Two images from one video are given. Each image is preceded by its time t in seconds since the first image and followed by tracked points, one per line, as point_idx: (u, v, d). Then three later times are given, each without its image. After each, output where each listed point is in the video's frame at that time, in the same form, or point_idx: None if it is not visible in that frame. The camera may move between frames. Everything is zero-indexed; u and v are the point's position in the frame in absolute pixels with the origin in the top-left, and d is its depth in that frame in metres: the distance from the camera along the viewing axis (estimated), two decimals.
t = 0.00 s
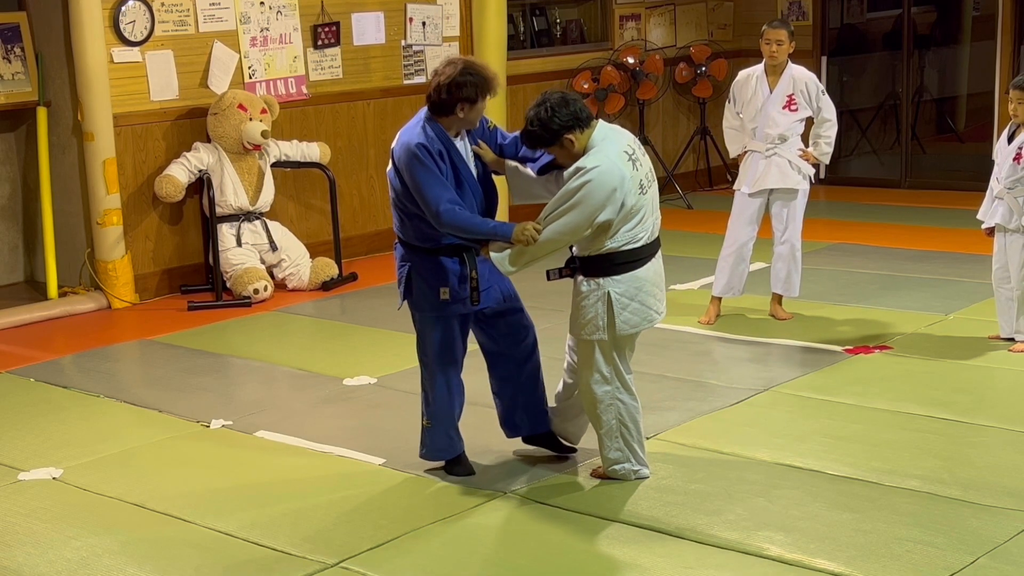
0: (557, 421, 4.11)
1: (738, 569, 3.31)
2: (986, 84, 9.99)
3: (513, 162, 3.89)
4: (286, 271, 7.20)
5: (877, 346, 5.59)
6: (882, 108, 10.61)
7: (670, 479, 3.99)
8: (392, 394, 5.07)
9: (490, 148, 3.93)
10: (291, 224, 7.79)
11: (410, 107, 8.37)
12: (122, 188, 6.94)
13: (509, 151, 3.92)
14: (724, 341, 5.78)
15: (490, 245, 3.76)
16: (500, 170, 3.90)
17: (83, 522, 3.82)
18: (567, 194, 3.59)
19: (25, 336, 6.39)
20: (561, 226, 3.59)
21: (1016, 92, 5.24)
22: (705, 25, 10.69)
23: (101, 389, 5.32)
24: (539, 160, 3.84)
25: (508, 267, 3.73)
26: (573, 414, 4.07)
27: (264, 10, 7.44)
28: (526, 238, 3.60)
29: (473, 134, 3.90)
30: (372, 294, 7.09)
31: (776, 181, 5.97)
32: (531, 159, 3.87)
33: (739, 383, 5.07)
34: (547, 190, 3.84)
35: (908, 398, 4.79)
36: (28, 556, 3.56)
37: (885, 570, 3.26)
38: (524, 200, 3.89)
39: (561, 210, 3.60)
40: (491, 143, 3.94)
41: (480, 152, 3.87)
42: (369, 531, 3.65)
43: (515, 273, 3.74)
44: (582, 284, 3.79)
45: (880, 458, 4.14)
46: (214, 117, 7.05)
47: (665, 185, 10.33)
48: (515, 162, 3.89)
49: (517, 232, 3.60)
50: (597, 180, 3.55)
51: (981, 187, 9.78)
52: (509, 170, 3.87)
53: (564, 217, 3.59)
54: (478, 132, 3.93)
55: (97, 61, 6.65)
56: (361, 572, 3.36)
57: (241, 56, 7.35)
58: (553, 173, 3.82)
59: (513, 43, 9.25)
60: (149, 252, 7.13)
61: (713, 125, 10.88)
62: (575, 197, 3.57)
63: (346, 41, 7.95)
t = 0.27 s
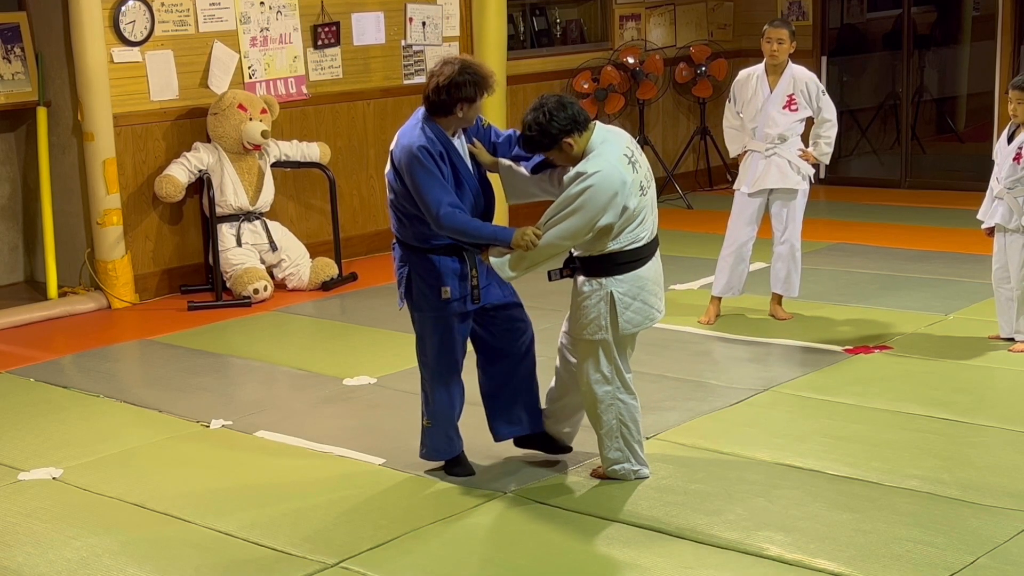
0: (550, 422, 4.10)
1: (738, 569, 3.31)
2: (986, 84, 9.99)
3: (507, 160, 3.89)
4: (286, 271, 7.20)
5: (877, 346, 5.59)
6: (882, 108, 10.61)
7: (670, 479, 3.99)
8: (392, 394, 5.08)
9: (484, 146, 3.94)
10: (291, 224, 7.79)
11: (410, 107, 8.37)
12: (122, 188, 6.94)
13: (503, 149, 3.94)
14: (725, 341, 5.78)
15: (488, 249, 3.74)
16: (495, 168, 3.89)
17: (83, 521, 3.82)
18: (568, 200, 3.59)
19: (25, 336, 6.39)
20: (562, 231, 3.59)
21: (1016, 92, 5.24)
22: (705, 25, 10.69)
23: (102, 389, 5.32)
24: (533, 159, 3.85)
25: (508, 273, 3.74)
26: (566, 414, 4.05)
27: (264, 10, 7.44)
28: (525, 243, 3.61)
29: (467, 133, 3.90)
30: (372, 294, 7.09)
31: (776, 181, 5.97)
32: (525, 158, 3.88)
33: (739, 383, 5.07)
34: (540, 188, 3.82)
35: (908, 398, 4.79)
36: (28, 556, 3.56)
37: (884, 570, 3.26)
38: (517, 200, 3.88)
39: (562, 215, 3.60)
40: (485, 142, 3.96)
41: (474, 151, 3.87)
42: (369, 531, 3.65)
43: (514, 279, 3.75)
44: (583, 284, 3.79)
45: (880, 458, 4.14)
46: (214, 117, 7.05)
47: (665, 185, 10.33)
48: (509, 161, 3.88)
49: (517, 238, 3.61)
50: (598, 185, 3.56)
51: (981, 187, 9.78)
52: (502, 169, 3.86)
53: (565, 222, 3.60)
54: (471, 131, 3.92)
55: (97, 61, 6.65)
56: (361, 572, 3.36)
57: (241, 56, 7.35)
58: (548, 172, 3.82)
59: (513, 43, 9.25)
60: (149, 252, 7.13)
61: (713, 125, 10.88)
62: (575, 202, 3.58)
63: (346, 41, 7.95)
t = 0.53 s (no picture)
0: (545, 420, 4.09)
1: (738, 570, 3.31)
2: (986, 84, 9.99)
3: (502, 159, 3.89)
4: (286, 271, 7.20)
5: (877, 346, 5.59)
6: (882, 108, 10.61)
7: (670, 479, 3.99)
8: (393, 394, 5.08)
9: (480, 145, 3.93)
10: (291, 224, 7.79)
11: (410, 107, 8.37)
12: (122, 188, 6.94)
13: (499, 149, 3.94)
14: (725, 341, 5.78)
15: (488, 251, 3.72)
16: (491, 167, 3.88)
17: (83, 522, 3.82)
18: (567, 201, 3.59)
19: (25, 336, 6.39)
20: (562, 233, 3.59)
21: (1016, 92, 5.24)
22: (705, 25, 10.69)
23: (102, 389, 5.32)
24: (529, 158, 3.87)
25: (507, 275, 3.70)
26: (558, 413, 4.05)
27: (264, 10, 7.44)
28: (523, 245, 3.61)
29: (464, 132, 3.89)
30: (372, 294, 7.09)
31: (776, 181, 5.97)
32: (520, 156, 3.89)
33: (739, 383, 5.07)
34: (536, 186, 3.85)
35: (908, 398, 4.79)
36: (28, 556, 3.56)
37: (884, 570, 3.26)
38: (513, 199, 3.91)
39: (561, 217, 3.60)
40: (481, 141, 3.94)
41: (472, 151, 3.87)
42: (369, 531, 3.65)
43: (513, 281, 3.73)
44: (583, 285, 3.79)
45: (880, 459, 4.14)
46: (214, 117, 7.05)
47: (665, 185, 10.33)
48: (505, 161, 3.89)
49: (516, 239, 3.61)
50: (597, 187, 3.56)
51: (981, 187, 9.77)
52: (498, 167, 3.87)
53: (565, 223, 3.60)
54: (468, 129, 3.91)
55: (97, 61, 6.64)
56: (361, 572, 3.36)
57: (241, 56, 7.35)
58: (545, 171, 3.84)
59: (513, 43, 9.25)
60: (149, 252, 7.13)
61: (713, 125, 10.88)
62: (575, 204, 3.58)
63: (346, 41, 7.95)
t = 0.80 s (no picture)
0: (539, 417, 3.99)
1: (739, 570, 3.31)
2: (986, 84, 9.98)
3: (499, 161, 3.88)
4: (286, 271, 7.20)
5: (877, 346, 5.59)
6: (882, 108, 10.61)
7: (670, 479, 3.99)
8: (392, 394, 5.07)
9: (478, 145, 3.91)
10: (290, 224, 7.79)
11: (410, 107, 8.37)
12: (122, 188, 6.94)
13: (496, 150, 3.93)
14: (725, 341, 5.77)
15: (488, 249, 3.69)
16: (487, 168, 3.87)
17: (83, 522, 3.82)
18: (565, 201, 3.59)
19: (25, 336, 6.39)
20: (560, 232, 3.59)
21: (1016, 92, 5.24)
22: (705, 25, 10.69)
23: (102, 389, 5.32)
24: (526, 159, 3.86)
25: (507, 273, 3.70)
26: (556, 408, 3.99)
27: (264, 10, 7.44)
28: (522, 243, 3.60)
29: (462, 132, 3.87)
30: (372, 294, 7.08)
31: (776, 181, 5.97)
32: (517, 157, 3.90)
33: (739, 383, 5.07)
34: (533, 187, 3.85)
35: (908, 398, 4.79)
36: (28, 556, 3.56)
37: (884, 570, 3.26)
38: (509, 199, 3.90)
39: (560, 216, 3.60)
40: (479, 141, 3.92)
41: (469, 152, 3.85)
42: (369, 531, 3.65)
43: (509, 280, 3.72)
44: (586, 284, 3.78)
45: (880, 459, 4.14)
46: (214, 117, 7.04)
47: (665, 185, 10.33)
48: (503, 162, 3.88)
49: (513, 238, 3.60)
50: (596, 186, 3.56)
51: (981, 187, 9.77)
52: (496, 168, 3.86)
53: (563, 222, 3.60)
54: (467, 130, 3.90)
55: (97, 61, 6.65)
56: (361, 572, 3.36)
57: (241, 56, 7.35)
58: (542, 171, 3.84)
59: (513, 43, 9.25)
60: (149, 251, 7.13)
61: (713, 125, 10.88)
62: (574, 203, 3.58)
63: (347, 41, 7.95)
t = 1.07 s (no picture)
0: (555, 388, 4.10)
1: (739, 570, 3.31)
2: (986, 84, 9.98)
3: (497, 160, 3.88)
4: (286, 271, 7.20)
5: (877, 345, 5.59)
6: (882, 108, 10.61)
7: (670, 479, 3.99)
8: (392, 394, 5.07)
9: (476, 145, 3.93)
10: (290, 224, 7.78)
11: (410, 107, 8.37)
12: (122, 188, 6.94)
13: (494, 149, 3.95)
14: (725, 341, 5.77)
15: (488, 248, 3.71)
16: (484, 168, 3.89)
17: (83, 522, 3.82)
18: (565, 200, 3.59)
19: (25, 336, 6.39)
20: (561, 231, 3.59)
21: (1016, 92, 5.24)
22: (705, 25, 10.69)
23: (102, 389, 5.32)
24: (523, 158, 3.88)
25: (507, 273, 3.70)
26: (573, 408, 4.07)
27: (264, 10, 7.43)
28: (523, 242, 3.61)
29: (461, 132, 3.88)
30: (371, 294, 7.08)
31: (776, 181, 5.97)
32: (513, 157, 3.90)
33: (739, 383, 5.07)
34: (530, 186, 3.84)
35: (908, 398, 4.79)
36: (28, 556, 3.56)
37: (884, 570, 3.26)
38: (507, 199, 3.90)
39: (560, 215, 3.60)
40: (476, 141, 3.95)
41: (468, 151, 3.86)
42: (369, 531, 3.65)
43: (512, 279, 3.72)
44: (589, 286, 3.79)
45: (880, 459, 4.14)
46: (214, 117, 7.05)
47: (665, 185, 10.33)
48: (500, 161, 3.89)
49: (514, 237, 3.61)
50: (596, 184, 3.56)
51: (981, 187, 9.77)
52: (494, 169, 3.86)
53: (563, 221, 3.59)
54: (466, 130, 3.92)
55: (97, 61, 6.64)
56: (361, 572, 3.36)
57: (241, 56, 7.35)
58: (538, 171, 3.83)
59: (513, 43, 9.25)
60: (149, 251, 7.12)
61: (713, 125, 10.87)
62: (573, 202, 3.58)
63: (346, 41, 7.94)
